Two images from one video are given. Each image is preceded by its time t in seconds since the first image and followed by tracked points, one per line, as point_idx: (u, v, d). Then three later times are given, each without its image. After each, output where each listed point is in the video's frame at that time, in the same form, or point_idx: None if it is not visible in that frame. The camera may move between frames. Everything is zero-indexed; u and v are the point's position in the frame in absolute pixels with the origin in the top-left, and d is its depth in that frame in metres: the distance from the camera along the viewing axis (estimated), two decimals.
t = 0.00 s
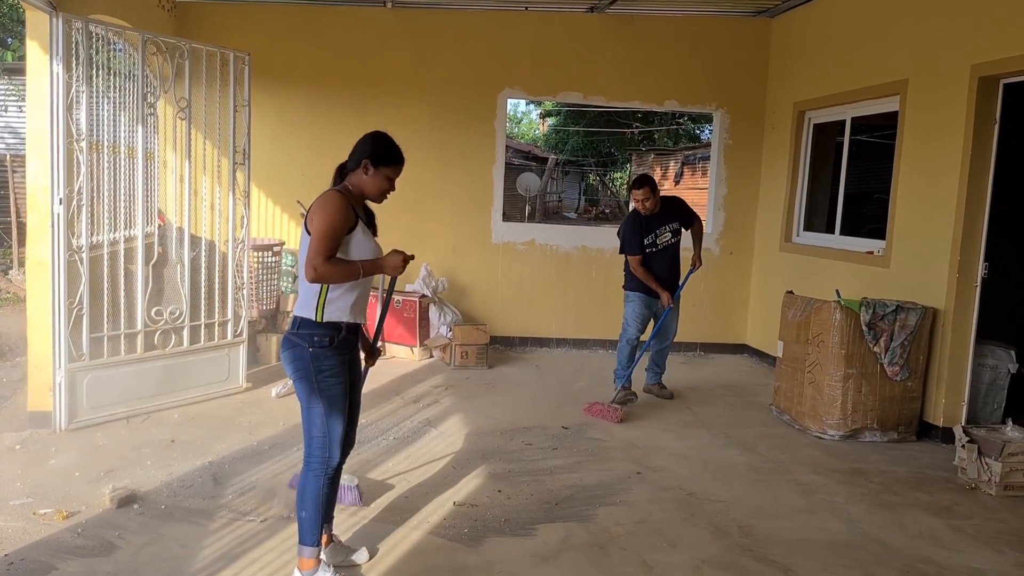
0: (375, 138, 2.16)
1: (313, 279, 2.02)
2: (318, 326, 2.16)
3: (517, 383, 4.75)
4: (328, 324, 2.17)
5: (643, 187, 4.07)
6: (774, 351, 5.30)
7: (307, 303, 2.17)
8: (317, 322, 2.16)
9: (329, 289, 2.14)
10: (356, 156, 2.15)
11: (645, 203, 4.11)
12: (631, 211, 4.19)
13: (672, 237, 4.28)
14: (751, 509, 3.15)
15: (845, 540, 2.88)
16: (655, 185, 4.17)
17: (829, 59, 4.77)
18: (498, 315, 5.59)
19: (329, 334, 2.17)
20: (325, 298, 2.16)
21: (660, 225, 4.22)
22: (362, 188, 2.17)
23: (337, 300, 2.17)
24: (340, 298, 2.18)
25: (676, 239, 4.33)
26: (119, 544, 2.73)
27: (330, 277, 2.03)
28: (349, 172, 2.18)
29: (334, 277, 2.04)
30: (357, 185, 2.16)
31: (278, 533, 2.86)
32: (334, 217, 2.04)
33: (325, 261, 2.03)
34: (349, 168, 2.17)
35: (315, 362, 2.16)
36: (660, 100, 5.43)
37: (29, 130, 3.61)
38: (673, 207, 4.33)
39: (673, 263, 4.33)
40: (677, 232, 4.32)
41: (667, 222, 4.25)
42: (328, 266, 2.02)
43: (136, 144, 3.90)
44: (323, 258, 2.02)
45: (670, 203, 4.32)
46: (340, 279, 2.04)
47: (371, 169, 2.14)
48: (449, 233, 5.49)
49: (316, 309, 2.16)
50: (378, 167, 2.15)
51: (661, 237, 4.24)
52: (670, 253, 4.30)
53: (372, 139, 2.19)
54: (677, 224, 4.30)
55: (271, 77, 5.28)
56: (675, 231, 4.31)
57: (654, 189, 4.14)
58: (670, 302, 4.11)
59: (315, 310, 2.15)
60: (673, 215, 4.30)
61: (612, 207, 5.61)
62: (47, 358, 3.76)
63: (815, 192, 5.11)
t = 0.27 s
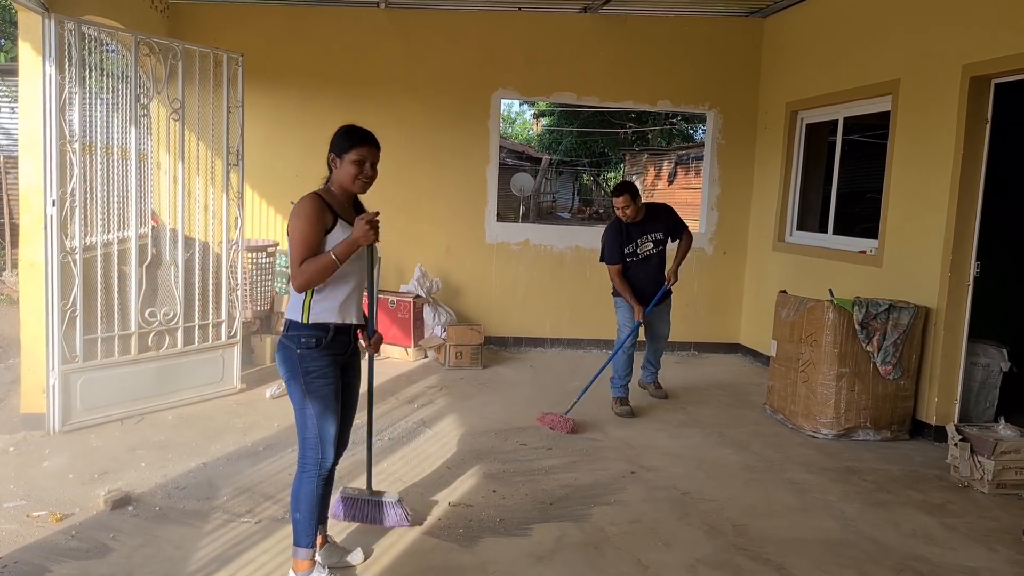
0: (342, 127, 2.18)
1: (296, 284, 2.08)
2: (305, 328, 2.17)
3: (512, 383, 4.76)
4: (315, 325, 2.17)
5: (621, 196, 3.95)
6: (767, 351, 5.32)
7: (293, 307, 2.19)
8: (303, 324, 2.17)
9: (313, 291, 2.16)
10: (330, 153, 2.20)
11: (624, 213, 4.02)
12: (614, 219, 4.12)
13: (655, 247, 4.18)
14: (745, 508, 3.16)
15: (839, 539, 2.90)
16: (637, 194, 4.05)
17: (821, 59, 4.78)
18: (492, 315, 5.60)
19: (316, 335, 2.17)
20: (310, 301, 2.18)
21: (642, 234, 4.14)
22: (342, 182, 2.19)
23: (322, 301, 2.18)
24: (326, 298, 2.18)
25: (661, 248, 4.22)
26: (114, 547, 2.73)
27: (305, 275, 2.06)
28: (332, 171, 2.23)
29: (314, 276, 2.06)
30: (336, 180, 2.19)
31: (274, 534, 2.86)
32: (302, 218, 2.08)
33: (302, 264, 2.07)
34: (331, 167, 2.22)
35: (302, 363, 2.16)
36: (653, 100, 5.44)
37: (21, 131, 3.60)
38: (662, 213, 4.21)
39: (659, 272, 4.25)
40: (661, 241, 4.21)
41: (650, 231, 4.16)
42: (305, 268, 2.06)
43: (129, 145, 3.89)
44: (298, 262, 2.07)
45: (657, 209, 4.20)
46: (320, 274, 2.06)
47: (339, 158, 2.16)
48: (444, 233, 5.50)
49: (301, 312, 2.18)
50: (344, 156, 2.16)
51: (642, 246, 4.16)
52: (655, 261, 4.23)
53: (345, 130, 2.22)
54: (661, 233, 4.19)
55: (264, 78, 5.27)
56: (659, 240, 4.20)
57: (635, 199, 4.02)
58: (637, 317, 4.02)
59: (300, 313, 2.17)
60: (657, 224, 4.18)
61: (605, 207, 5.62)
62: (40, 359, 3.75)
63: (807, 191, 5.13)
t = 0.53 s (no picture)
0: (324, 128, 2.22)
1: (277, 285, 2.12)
2: (297, 331, 2.17)
3: (507, 385, 4.76)
4: (306, 328, 2.17)
5: (612, 194, 3.96)
6: (762, 352, 5.33)
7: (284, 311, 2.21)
8: (293, 327, 2.18)
9: (302, 293, 2.17)
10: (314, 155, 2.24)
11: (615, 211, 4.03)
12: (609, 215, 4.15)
13: (647, 247, 4.17)
14: (740, 509, 3.16)
15: (834, 539, 2.90)
16: (631, 194, 4.04)
17: (815, 61, 4.79)
18: (487, 317, 5.59)
19: (307, 339, 2.17)
20: (300, 303, 2.19)
21: (633, 233, 4.15)
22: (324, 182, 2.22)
23: (312, 304, 2.18)
24: (315, 301, 2.18)
25: (654, 250, 4.19)
26: (108, 550, 2.71)
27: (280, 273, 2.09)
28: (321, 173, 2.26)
29: (288, 272, 2.08)
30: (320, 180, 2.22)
31: (269, 537, 2.86)
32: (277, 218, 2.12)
33: (279, 263, 2.11)
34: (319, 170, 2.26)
35: (294, 367, 2.16)
36: (647, 102, 5.44)
37: (15, 133, 3.60)
38: (658, 213, 4.17)
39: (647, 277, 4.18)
40: (654, 243, 4.18)
41: (642, 231, 4.15)
42: (280, 266, 2.09)
43: (123, 148, 3.88)
44: (275, 262, 2.11)
45: (651, 209, 4.18)
46: (292, 270, 2.07)
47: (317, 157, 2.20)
48: (439, 235, 5.49)
49: (291, 315, 2.19)
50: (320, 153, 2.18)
51: (634, 245, 4.17)
52: (643, 265, 4.18)
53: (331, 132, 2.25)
54: (653, 234, 4.17)
55: (258, 80, 5.26)
56: (652, 240, 4.18)
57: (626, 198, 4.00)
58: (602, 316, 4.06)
59: (290, 316, 2.18)
60: (651, 225, 4.16)
61: (600, 208, 5.63)
62: (34, 362, 3.74)
63: (801, 192, 5.14)
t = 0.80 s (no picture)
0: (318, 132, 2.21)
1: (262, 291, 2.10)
2: (288, 334, 2.17)
3: (503, 387, 4.75)
4: (297, 331, 2.17)
5: (608, 197, 3.94)
6: (757, 353, 5.34)
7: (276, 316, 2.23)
8: (285, 330, 2.18)
9: (293, 297, 2.18)
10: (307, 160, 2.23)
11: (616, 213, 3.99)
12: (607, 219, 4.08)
13: (651, 244, 4.15)
14: (736, 511, 3.16)
15: (831, 541, 2.90)
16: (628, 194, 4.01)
17: (809, 62, 4.80)
18: (482, 319, 5.58)
19: (298, 341, 2.16)
20: (292, 307, 2.20)
21: (637, 232, 4.10)
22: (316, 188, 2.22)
23: (301, 307, 2.18)
24: (304, 304, 2.18)
25: (657, 245, 4.19)
26: (102, 556, 2.70)
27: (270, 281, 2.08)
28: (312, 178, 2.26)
29: (275, 280, 2.08)
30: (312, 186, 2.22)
31: (265, 541, 2.85)
32: (271, 224, 2.11)
33: (267, 270, 2.10)
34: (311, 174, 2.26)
35: (284, 369, 2.15)
36: (641, 103, 5.45)
37: (9, 136, 3.60)
38: (655, 209, 4.18)
39: (656, 270, 4.21)
40: (657, 237, 4.18)
41: (645, 229, 4.13)
42: (268, 273, 2.09)
43: (116, 150, 3.86)
44: (263, 269, 2.10)
45: (649, 206, 4.17)
46: (280, 278, 2.07)
47: (311, 163, 2.19)
48: (434, 237, 5.49)
49: (282, 319, 2.20)
50: (316, 158, 2.18)
51: (639, 244, 4.13)
52: (652, 260, 4.18)
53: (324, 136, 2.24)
54: (656, 230, 4.17)
55: (252, 82, 5.25)
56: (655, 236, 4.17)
57: (625, 199, 3.99)
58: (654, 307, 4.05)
59: (281, 320, 2.20)
60: (652, 221, 4.15)
61: (594, 209, 5.62)
62: (27, 366, 3.72)
63: (796, 193, 5.14)
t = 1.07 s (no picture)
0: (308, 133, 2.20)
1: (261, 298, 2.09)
2: (281, 335, 2.15)
3: (497, 388, 4.74)
4: (291, 333, 2.15)
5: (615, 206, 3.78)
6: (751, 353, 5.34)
7: (270, 318, 2.20)
8: (279, 331, 2.16)
9: (288, 298, 2.16)
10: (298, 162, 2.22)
11: (624, 222, 3.82)
12: (617, 228, 3.92)
13: (662, 254, 3.96)
14: (732, 512, 3.15)
15: (826, 542, 2.89)
16: (637, 202, 3.85)
17: (802, 62, 4.80)
18: (477, 320, 5.57)
19: (292, 343, 2.14)
20: (286, 308, 2.17)
21: (647, 242, 3.92)
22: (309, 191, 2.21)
23: (296, 309, 2.16)
24: (298, 306, 2.16)
25: (669, 255, 3.99)
26: (93, 561, 2.67)
27: (269, 287, 2.07)
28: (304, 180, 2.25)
29: (274, 287, 2.07)
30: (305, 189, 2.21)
31: (258, 545, 2.83)
32: (265, 229, 2.09)
33: (264, 276, 2.09)
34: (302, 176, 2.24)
35: (277, 371, 2.14)
36: (635, 104, 5.45)
37: None
38: (668, 217, 3.98)
39: (669, 280, 4.01)
40: (669, 248, 3.98)
41: (655, 238, 3.94)
42: (266, 279, 2.07)
43: (108, 152, 3.84)
44: (260, 275, 2.09)
45: (662, 214, 3.98)
46: (279, 284, 2.06)
47: (303, 165, 2.18)
48: (427, 238, 5.47)
49: (277, 320, 2.18)
50: (308, 158, 2.16)
51: (649, 254, 3.95)
52: (663, 271, 3.99)
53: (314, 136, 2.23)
54: (668, 240, 3.97)
55: (244, 83, 5.23)
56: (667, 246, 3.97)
57: (632, 208, 3.82)
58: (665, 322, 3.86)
59: (276, 321, 2.17)
60: (663, 231, 3.96)
61: (588, 210, 5.59)
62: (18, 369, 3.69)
63: (789, 193, 5.14)
